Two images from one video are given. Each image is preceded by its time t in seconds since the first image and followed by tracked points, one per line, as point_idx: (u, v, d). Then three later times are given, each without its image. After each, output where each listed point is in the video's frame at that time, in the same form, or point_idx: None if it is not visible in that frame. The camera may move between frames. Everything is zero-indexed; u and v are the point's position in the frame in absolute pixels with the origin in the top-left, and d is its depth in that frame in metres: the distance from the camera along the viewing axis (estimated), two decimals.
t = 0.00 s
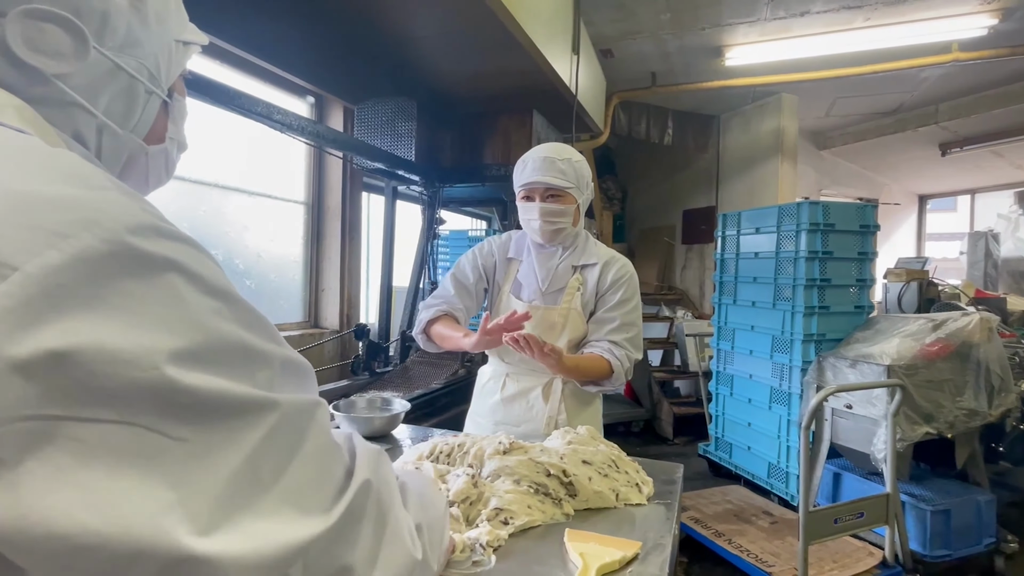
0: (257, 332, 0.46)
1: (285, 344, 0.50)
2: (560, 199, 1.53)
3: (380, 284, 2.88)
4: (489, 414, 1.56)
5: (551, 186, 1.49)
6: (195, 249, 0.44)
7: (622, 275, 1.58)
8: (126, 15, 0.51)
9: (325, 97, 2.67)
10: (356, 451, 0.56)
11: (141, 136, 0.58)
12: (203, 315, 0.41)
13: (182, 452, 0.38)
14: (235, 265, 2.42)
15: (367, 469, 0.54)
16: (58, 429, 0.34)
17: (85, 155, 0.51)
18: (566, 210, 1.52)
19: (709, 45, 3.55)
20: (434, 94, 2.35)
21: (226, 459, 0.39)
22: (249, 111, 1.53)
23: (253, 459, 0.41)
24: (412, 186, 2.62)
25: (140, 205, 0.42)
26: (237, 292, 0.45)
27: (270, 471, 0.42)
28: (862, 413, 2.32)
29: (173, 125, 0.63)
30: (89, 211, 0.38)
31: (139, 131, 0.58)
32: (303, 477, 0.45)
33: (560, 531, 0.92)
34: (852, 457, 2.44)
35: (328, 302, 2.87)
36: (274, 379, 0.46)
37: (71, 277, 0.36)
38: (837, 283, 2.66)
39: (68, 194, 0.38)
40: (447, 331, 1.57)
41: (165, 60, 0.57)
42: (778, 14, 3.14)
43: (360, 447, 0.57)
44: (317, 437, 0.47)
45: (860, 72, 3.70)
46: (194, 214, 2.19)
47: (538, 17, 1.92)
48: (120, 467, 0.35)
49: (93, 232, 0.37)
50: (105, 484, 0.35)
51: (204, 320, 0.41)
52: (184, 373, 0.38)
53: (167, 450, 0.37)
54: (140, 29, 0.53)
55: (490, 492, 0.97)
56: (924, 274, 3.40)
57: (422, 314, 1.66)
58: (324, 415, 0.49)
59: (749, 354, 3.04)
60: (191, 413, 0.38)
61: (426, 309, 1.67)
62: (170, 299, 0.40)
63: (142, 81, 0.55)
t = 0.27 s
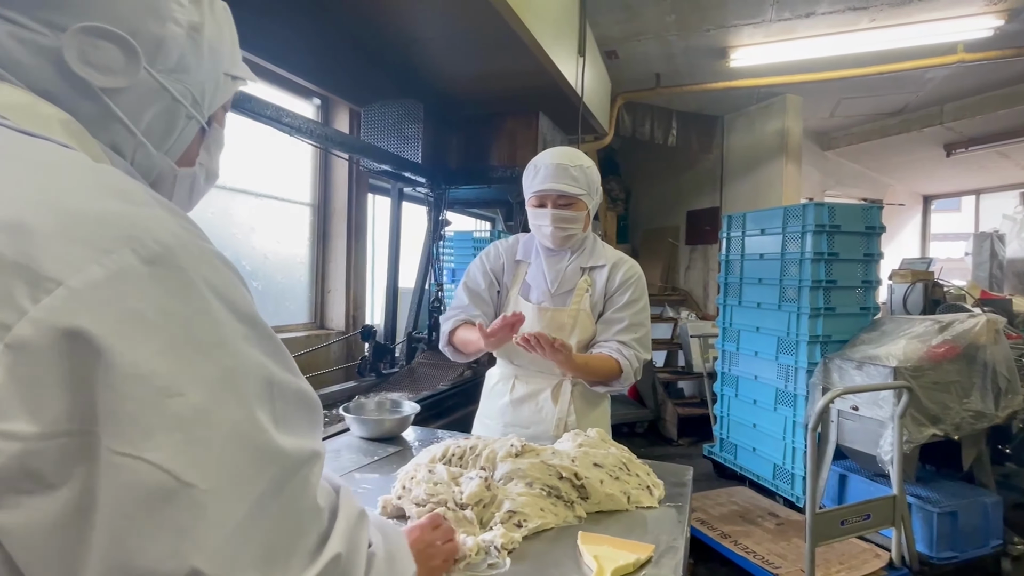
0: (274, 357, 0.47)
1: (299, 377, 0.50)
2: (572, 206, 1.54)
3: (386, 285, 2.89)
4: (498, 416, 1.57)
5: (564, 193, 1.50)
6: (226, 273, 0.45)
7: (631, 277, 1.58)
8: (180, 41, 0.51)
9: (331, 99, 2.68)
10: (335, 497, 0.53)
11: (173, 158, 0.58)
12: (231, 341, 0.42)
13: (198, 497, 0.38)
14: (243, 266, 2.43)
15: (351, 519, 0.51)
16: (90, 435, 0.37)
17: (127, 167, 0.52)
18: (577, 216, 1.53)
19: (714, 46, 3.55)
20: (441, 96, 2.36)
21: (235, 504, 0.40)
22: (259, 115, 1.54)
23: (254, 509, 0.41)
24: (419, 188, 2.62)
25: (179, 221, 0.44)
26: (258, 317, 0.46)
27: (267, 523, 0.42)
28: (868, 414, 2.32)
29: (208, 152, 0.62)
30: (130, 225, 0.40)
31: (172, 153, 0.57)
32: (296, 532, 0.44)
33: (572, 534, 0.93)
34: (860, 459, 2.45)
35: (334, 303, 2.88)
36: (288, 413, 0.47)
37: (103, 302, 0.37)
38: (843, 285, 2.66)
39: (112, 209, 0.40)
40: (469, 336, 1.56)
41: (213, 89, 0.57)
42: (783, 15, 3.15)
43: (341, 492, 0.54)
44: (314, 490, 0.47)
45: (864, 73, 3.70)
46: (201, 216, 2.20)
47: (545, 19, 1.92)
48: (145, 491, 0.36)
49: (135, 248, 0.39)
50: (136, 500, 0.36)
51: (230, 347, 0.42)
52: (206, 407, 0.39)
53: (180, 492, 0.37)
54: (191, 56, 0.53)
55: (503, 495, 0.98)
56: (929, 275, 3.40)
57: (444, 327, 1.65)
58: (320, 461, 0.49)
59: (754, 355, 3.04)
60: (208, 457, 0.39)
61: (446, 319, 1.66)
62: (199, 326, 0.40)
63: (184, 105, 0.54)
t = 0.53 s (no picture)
0: (272, 373, 0.47)
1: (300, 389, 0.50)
2: (576, 209, 1.54)
3: (388, 286, 2.89)
4: (501, 416, 1.56)
5: (567, 197, 1.50)
6: (228, 283, 0.45)
7: (635, 278, 1.58)
8: (205, 63, 0.52)
9: (333, 99, 2.68)
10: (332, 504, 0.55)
11: (172, 176, 0.56)
12: (226, 353, 0.42)
13: (183, 518, 0.38)
14: (245, 267, 2.43)
15: (349, 527, 0.52)
16: (90, 446, 0.36)
17: (135, 171, 0.52)
18: (581, 219, 1.53)
19: (716, 46, 3.54)
20: (442, 97, 2.35)
21: (222, 520, 0.40)
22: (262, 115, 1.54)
23: (242, 524, 0.41)
24: (421, 188, 2.62)
25: (185, 231, 0.44)
26: (261, 333, 0.46)
27: (255, 539, 0.42)
28: (872, 415, 2.31)
29: (213, 178, 0.60)
30: (136, 235, 0.40)
31: (171, 170, 0.55)
32: (285, 546, 0.44)
33: (577, 536, 0.93)
34: (863, 460, 2.44)
35: (336, 303, 2.88)
36: (283, 424, 0.47)
37: (101, 315, 0.36)
38: (846, 285, 2.65)
39: (117, 216, 0.40)
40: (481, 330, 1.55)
41: (229, 116, 0.57)
42: (786, 15, 3.14)
43: (338, 499, 0.56)
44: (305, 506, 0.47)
45: (868, 73, 3.69)
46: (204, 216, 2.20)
47: (547, 19, 1.92)
48: (137, 508, 0.36)
49: (139, 257, 0.39)
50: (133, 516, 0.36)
51: (226, 359, 0.42)
52: (195, 422, 0.39)
53: (166, 510, 0.37)
54: (213, 79, 0.54)
55: (507, 497, 0.98)
56: (933, 275, 3.39)
57: (452, 324, 1.64)
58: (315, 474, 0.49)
59: (757, 355, 3.03)
60: (196, 473, 0.39)
61: (455, 316, 1.65)
62: (194, 338, 0.40)
63: (194, 123, 0.54)
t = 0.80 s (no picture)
0: (274, 361, 0.47)
1: (306, 375, 0.50)
2: (581, 212, 1.53)
3: (388, 286, 2.88)
4: (501, 418, 1.56)
5: (572, 200, 1.50)
6: (222, 276, 0.44)
7: (636, 279, 1.58)
8: (199, 69, 0.53)
9: (333, 100, 2.68)
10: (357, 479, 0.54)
11: (165, 180, 0.56)
12: (225, 343, 0.41)
13: (194, 503, 0.37)
14: (245, 268, 2.43)
15: (372, 504, 0.52)
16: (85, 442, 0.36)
17: (127, 174, 0.51)
18: (585, 222, 1.52)
19: (717, 46, 3.53)
20: (442, 97, 2.34)
21: (233, 506, 0.39)
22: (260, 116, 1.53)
23: (254, 509, 0.41)
24: (420, 188, 2.61)
25: (174, 228, 0.43)
26: (264, 328, 0.46)
27: (268, 523, 0.42)
28: (874, 417, 2.30)
29: (206, 181, 0.60)
30: (126, 232, 0.39)
31: (165, 175, 0.55)
32: (302, 527, 0.44)
33: (576, 540, 0.93)
34: (864, 461, 2.44)
35: (336, 304, 2.87)
36: (287, 412, 0.46)
37: (98, 305, 0.36)
38: (847, 286, 2.64)
39: (105, 214, 0.39)
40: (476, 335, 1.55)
41: (223, 121, 0.57)
42: (786, 14, 3.13)
43: (363, 474, 0.55)
44: (319, 486, 0.46)
45: (869, 73, 3.68)
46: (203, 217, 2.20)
47: (547, 18, 1.91)
48: (145, 498, 0.35)
49: (129, 253, 0.38)
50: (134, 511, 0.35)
51: (225, 348, 0.41)
52: (200, 410, 0.38)
53: (178, 496, 0.36)
54: (208, 85, 0.54)
55: (506, 500, 0.97)
56: (935, 275, 3.38)
57: (450, 326, 1.64)
58: (331, 453, 0.49)
59: (757, 356, 3.02)
60: (203, 460, 0.38)
61: (453, 320, 1.65)
62: (193, 329, 0.40)
63: (188, 127, 0.54)
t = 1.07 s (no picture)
0: (258, 365, 0.45)
1: (287, 383, 0.48)
2: (581, 212, 1.53)
3: (387, 286, 2.88)
4: (501, 417, 1.56)
5: (572, 200, 1.50)
6: (211, 274, 0.43)
7: (636, 278, 1.57)
8: (204, 68, 0.52)
9: (333, 100, 2.68)
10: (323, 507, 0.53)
11: (170, 178, 0.56)
12: (205, 345, 0.40)
13: (158, 514, 0.35)
14: (245, 267, 2.43)
15: (338, 531, 0.50)
16: (61, 439, 0.34)
17: (131, 171, 0.51)
18: (584, 221, 1.52)
19: (717, 45, 3.53)
20: (443, 96, 2.34)
21: (203, 519, 0.37)
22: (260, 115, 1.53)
23: (224, 524, 0.38)
24: (420, 188, 2.61)
25: (164, 221, 0.42)
26: (247, 329, 0.44)
27: (240, 540, 0.39)
28: (874, 416, 2.29)
29: (209, 177, 0.60)
30: (110, 223, 0.38)
31: (170, 173, 0.55)
32: (271, 550, 0.41)
33: (575, 539, 0.92)
34: (865, 461, 2.43)
35: (336, 304, 2.87)
36: (264, 423, 0.45)
37: (72, 299, 0.35)
38: (848, 285, 2.64)
39: (94, 205, 0.38)
40: (467, 333, 1.55)
41: (228, 119, 0.56)
42: (786, 14, 3.13)
43: (330, 503, 0.54)
44: (294, 504, 0.44)
45: (869, 72, 3.68)
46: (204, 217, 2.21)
47: (547, 18, 1.91)
48: (110, 503, 0.34)
49: (111, 245, 0.37)
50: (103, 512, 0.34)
51: (205, 350, 0.40)
52: (176, 413, 0.36)
53: (141, 505, 0.34)
54: (212, 83, 0.53)
55: (505, 499, 0.97)
56: (935, 275, 3.37)
57: (440, 321, 1.64)
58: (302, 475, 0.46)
59: (758, 356, 3.02)
60: (174, 468, 0.36)
61: (443, 314, 1.65)
62: (172, 327, 0.38)
63: (192, 125, 0.53)
